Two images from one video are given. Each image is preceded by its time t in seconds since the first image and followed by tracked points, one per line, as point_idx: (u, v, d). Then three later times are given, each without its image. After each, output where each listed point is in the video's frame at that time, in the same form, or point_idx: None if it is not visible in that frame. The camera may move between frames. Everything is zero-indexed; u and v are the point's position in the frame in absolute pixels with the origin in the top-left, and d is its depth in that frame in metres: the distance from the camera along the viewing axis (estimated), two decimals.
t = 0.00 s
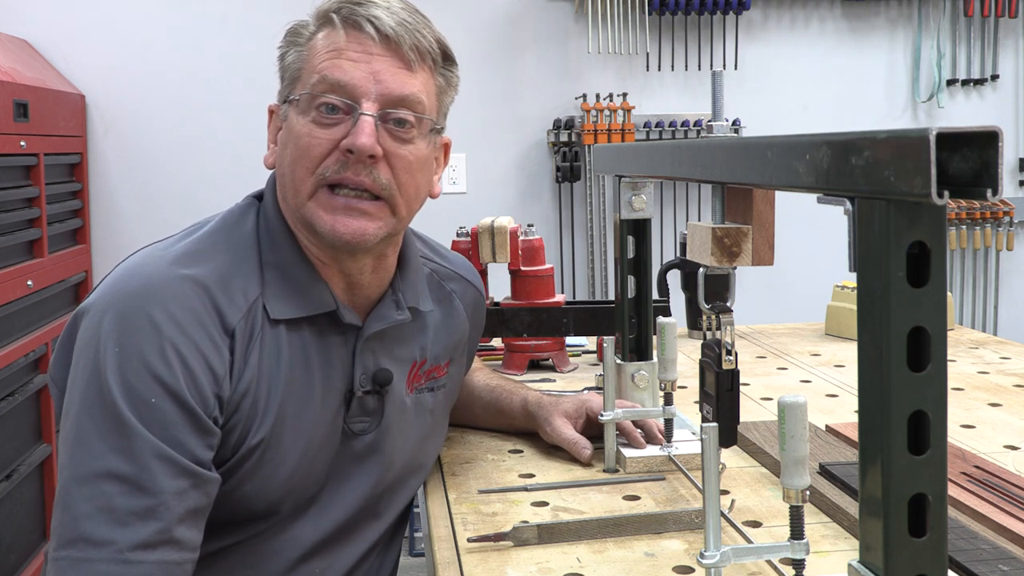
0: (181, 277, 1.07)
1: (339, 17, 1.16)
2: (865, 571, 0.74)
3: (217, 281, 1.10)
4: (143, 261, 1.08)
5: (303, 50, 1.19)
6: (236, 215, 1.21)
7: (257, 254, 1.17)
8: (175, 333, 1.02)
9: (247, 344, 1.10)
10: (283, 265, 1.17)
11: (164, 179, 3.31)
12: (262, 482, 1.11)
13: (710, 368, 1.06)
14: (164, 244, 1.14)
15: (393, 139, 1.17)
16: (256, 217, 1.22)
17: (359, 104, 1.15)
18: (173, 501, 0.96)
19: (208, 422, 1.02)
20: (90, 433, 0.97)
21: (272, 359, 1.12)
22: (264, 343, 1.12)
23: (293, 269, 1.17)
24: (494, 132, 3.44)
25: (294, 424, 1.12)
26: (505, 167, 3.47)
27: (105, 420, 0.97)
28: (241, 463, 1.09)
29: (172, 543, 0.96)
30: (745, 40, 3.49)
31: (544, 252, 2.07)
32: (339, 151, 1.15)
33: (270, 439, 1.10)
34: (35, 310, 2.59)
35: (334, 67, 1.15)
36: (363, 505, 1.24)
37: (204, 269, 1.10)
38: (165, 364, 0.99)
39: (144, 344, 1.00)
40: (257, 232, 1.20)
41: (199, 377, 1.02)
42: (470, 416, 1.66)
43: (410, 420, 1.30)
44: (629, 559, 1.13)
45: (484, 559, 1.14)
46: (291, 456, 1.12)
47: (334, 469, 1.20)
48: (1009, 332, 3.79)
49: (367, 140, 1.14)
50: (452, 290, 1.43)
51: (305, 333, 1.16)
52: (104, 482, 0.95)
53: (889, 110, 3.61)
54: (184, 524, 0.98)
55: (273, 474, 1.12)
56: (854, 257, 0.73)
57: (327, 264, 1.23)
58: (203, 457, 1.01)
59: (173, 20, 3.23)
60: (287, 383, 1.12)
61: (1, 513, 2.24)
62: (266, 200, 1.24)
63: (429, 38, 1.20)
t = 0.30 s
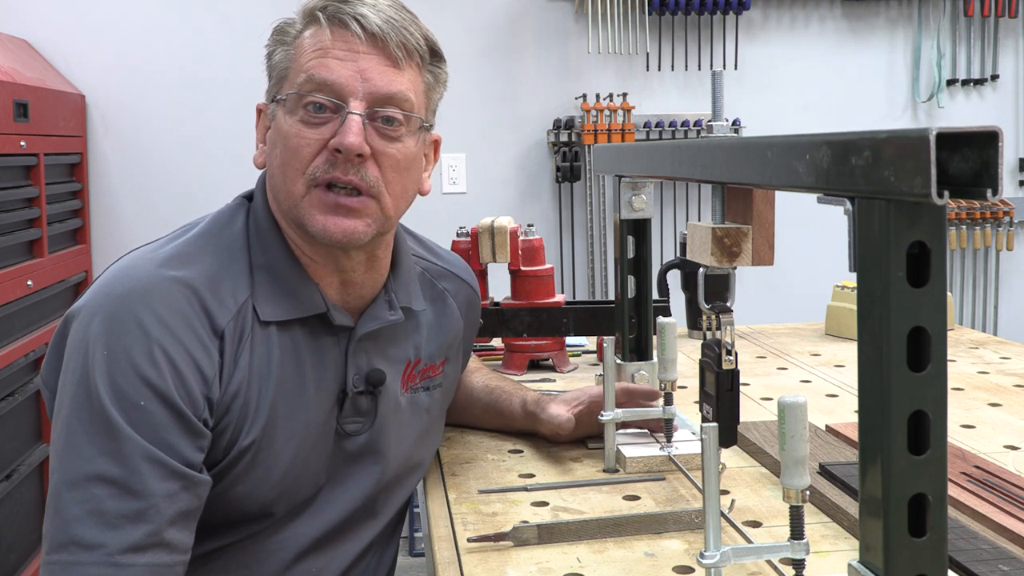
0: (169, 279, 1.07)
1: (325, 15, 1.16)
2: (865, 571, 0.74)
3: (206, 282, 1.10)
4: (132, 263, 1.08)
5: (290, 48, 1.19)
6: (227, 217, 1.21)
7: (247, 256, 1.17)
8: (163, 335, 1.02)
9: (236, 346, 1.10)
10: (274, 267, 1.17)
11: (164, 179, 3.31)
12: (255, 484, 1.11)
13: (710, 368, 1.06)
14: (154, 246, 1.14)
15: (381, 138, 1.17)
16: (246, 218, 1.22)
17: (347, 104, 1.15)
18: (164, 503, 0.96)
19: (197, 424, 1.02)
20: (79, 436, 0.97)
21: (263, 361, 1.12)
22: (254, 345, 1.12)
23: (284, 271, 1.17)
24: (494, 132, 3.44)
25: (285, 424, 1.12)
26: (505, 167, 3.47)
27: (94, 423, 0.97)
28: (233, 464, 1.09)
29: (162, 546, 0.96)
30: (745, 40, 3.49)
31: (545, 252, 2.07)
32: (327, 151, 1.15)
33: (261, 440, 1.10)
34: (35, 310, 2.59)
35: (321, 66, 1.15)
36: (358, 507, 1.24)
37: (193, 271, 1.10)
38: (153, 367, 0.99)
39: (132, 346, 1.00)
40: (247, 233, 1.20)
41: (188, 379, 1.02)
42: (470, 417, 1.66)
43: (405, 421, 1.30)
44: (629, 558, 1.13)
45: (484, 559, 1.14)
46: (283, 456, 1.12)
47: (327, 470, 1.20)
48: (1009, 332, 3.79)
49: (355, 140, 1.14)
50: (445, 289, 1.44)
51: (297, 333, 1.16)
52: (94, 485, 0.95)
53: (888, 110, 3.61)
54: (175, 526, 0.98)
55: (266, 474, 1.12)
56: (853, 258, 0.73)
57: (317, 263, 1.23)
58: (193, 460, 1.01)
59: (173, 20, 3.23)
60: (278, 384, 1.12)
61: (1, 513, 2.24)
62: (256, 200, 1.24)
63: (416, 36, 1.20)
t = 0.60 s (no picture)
0: (171, 278, 1.07)
1: (325, 21, 1.15)
2: (865, 571, 0.74)
3: (207, 282, 1.10)
4: (134, 262, 1.08)
5: (291, 53, 1.18)
6: (229, 218, 1.21)
7: (249, 258, 1.18)
8: (164, 335, 1.02)
9: (237, 346, 1.10)
10: (277, 269, 1.17)
11: (164, 179, 3.31)
12: (255, 483, 1.11)
13: (710, 368, 1.06)
14: (156, 246, 1.14)
15: (383, 146, 1.17)
16: (249, 220, 1.22)
17: (348, 113, 1.14)
18: (163, 502, 0.96)
19: (198, 423, 1.02)
20: (80, 435, 0.97)
21: (265, 361, 1.12)
22: (256, 345, 1.12)
23: (286, 273, 1.17)
24: (493, 132, 3.44)
25: (286, 424, 1.12)
26: (505, 167, 3.47)
27: (95, 422, 0.97)
28: (234, 465, 1.09)
29: (161, 544, 0.96)
30: (745, 40, 3.49)
31: (544, 252, 2.07)
32: (329, 161, 1.14)
33: (262, 440, 1.10)
34: (35, 310, 2.59)
35: (321, 73, 1.14)
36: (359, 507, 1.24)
37: (195, 271, 1.10)
38: (154, 366, 0.99)
39: (133, 345, 1.00)
40: (249, 235, 1.20)
41: (188, 379, 1.02)
42: (470, 417, 1.66)
43: (407, 422, 1.30)
44: (629, 558, 1.13)
45: (484, 559, 1.13)
46: (284, 456, 1.12)
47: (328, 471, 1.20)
48: (1009, 332, 3.79)
49: (357, 151, 1.13)
50: (448, 292, 1.44)
51: (300, 335, 1.16)
52: (94, 482, 0.95)
53: (889, 110, 3.61)
54: (175, 525, 0.98)
55: (267, 475, 1.12)
56: (854, 258, 0.73)
57: (320, 271, 1.23)
58: (194, 459, 1.01)
59: (173, 20, 3.23)
60: (279, 385, 1.12)
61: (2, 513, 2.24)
62: (259, 202, 1.24)
63: (417, 39, 1.19)
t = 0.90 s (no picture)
0: (170, 285, 1.06)
1: (332, 23, 1.14)
2: (865, 571, 0.74)
3: (208, 289, 1.10)
4: (134, 268, 1.08)
5: (296, 55, 1.17)
6: (234, 220, 1.21)
7: (253, 262, 1.17)
8: (162, 344, 1.02)
9: (238, 353, 1.10)
10: (282, 273, 1.17)
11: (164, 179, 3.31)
12: (256, 492, 1.12)
13: (710, 368, 1.06)
14: (158, 250, 1.14)
15: (391, 150, 1.17)
16: (253, 223, 1.22)
17: (356, 118, 1.14)
18: (159, 516, 0.96)
19: (197, 434, 1.02)
20: (76, 446, 0.97)
21: (266, 369, 1.12)
22: (257, 354, 1.11)
23: (289, 277, 1.17)
24: (493, 132, 3.44)
25: (288, 433, 1.12)
26: (505, 167, 3.47)
27: (92, 433, 0.97)
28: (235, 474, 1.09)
29: (157, 559, 0.96)
30: (745, 40, 3.49)
31: (544, 252, 2.07)
32: (336, 166, 1.15)
33: (263, 449, 1.10)
34: (35, 310, 2.59)
35: (328, 78, 1.13)
36: (360, 513, 1.24)
37: (195, 277, 1.09)
38: (151, 376, 0.99)
39: (130, 354, 1.00)
40: (253, 238, 1.20)
41: (187, 389, 1.02)
42: (469, 417, 1.66)
43: (410, 428, 1.30)
44: (629, 558, 1.13)
45: (484, 559, 1.13)
46: (285, 465, 1.12)
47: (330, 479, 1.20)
48: (1009, 332, 3.79)
49: (365, 157, 1.13)
50: (456, 296, 1.43)
51: (303, 342, 1.16)
52: (89, 495, 0.95)
53: (889, 110, 3.61)
54: (171, 538, 0.98)
55: (268, 483, 1.12)
56: (854, 259, 0.73)
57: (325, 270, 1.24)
58: (192, 471, 1.01)
59: (173, 20, 3.24)
60: (282, 393, 1.12)
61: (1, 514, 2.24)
62: (263, 204, 1.24)
63: (426, 41, 1.17)
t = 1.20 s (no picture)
0: (168, 287, 1.06)
1: (341, 34, 1.13)
2: (866, 571, 0.74)
3: (207, 292, 1.10)
4: (132, 269, 1.08)
5: (303, 62, 1.16)
6: (235, 227, 1.21)
7: (253, 267, 1.18)
8: (161, 346, 1.02)
9: (237, 356, 1.10)
10: (281, 280, 1.17)
11: (164, 179, 3.31)
12: (255, 496, 1.11)
13: (710, 368, 1.06)
14: (157, 251, 1.14)
15: (394, 167, 1.16)
16: (253, 229, 1.22)
17: (359, 135, 1.13)
18: (157, 519, 0.96)
19: (194, 438, 1.02)
20: (75, 448, 0.97)
21: (265, 372, 1.12)
22: (256, 358, 1.11)
23: (289, 284, 1.17)
24: (493, 132, 3.45)
25: (287, 438, 1.12)
26: (505, 166, 3.47)
27: (90, 435, 0.97)
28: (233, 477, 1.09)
29: (155, 563, 0.96)
30: (745, 40, 3.49)
31: (545, 252, 2.07)
32: (336, 182, 1.14)
33: (262, 453, 1.10)
34: (35, 310, 2.59)
35: (333, 91, 1.12)
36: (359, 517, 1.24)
37: (194, 281, 1.09)
38: (149, 379, 0.99)
39: (128, 356, 1.00)
40: (253, 243, 1.21)
41: (186, 392, 1.02)
42: (469, 417, 1.66)
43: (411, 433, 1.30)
44: (629, 558, 1.13)
45: (484, 559, 1.13)
46: (283, 468, 1.12)
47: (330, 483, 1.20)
48: (1009, 332, 3.79)
49: (366, 176, 1.12)
50: (457, 299, 1.43)
51: (305, 349, 1.16)
52: (87, 498, 0.95)
53: (889, 111, 3.61)
54: (169, 542, 0.98)
55: (267, 487, 1.12)
56: (854, 259, 0.73)
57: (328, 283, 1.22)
58: (190, 474, 1.01)
59: (173, 20, 3.24)
60: (282, 397, 1.12)
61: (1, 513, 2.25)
62: (264, 209, 1.24)
63: (435, 56, 1.16)
